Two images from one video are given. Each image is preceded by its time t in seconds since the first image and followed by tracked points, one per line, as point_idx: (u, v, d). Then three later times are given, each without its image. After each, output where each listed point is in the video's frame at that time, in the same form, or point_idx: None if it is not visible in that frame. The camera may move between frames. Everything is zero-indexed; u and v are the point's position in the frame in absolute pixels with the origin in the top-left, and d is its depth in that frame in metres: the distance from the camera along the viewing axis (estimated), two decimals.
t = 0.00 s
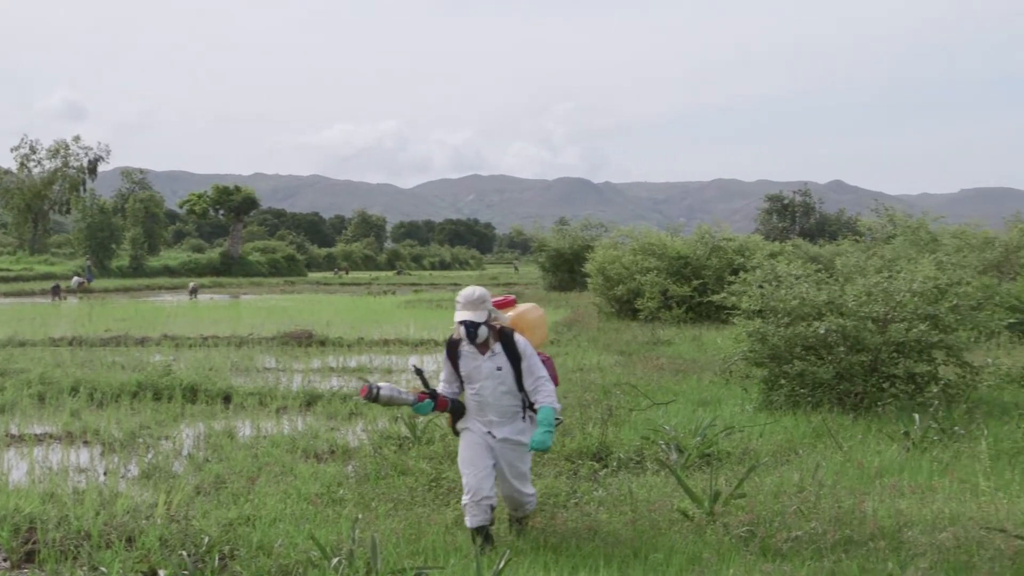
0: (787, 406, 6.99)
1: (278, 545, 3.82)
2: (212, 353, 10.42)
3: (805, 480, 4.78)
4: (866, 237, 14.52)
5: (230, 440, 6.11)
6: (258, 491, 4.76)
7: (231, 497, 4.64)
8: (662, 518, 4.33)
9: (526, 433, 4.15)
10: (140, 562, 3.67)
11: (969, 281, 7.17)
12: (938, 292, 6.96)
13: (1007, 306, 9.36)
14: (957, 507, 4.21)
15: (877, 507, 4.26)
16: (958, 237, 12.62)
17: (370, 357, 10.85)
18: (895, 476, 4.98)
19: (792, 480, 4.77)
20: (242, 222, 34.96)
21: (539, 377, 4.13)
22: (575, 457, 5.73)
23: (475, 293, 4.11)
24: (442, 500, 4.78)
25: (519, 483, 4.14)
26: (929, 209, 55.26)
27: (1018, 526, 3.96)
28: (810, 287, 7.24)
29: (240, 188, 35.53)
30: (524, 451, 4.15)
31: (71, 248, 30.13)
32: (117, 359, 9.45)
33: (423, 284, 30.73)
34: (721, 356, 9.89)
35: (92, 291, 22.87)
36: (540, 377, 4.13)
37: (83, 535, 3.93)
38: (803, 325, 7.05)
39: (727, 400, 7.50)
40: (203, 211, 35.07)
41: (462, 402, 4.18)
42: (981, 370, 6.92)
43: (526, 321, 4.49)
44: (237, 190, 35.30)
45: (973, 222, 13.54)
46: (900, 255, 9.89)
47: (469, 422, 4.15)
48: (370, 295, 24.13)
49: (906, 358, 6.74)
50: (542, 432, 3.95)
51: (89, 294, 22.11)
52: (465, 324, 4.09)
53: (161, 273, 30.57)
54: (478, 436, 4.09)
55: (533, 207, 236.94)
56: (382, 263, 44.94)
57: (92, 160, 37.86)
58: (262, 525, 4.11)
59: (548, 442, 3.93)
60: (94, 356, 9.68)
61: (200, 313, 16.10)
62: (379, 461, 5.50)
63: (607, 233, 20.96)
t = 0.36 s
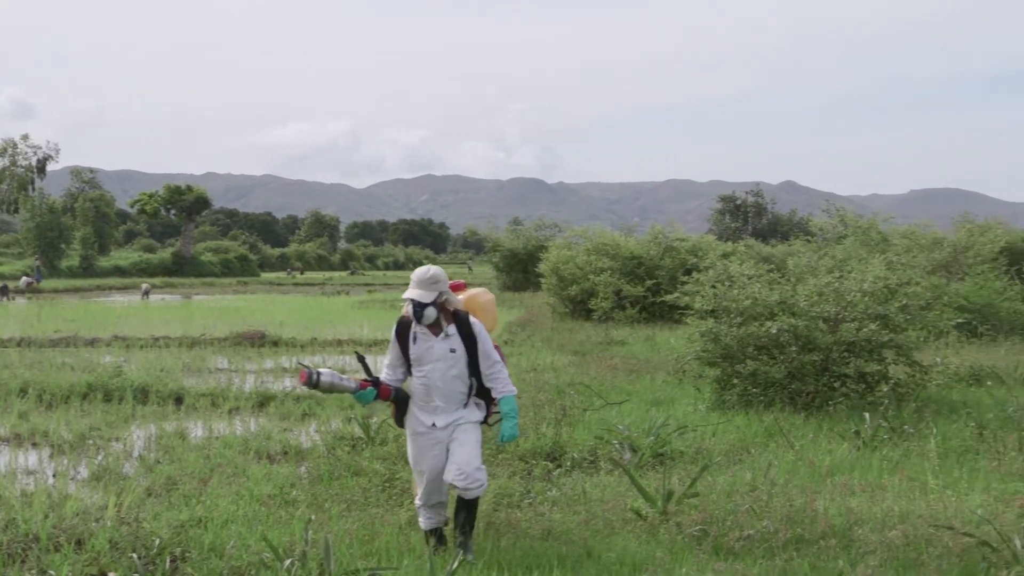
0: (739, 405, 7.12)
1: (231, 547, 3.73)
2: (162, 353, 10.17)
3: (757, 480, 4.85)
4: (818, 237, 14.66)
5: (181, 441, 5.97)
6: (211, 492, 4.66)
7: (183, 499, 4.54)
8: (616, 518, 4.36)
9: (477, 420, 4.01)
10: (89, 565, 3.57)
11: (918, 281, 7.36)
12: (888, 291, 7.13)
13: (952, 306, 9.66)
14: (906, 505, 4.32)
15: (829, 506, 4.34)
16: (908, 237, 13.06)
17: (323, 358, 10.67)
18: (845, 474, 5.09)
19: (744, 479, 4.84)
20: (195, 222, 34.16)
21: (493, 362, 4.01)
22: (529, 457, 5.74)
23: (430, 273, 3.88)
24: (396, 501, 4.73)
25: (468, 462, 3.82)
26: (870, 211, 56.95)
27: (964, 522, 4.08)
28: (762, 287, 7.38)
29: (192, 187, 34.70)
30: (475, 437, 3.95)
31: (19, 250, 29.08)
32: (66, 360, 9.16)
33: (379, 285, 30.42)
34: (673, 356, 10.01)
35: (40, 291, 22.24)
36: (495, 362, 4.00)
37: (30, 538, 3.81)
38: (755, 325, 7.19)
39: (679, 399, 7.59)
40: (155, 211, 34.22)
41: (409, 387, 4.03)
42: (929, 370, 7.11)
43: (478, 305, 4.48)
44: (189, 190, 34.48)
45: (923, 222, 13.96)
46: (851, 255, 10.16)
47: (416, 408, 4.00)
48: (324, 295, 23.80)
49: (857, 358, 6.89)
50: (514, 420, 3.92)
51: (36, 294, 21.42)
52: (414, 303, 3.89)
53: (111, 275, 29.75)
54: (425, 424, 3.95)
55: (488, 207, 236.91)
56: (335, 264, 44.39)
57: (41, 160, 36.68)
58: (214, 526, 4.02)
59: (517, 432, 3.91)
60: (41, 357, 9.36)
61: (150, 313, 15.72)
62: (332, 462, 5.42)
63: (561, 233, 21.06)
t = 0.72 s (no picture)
0: (690, 405, 7.24)
1: (180, 550, 3.67)
2: (110, 354, 9.91)
3: (708, 479, 4.91)
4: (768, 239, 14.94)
5: (130, 444, 5.83)
6: (160, 494, 4.57)
7: (131, 502, 4.44)
8: (567, 518, 4.37)
9: (438, 433, 3.79)
10: (35, 569, 3.50)
11: (866, 282, 7.53)
12: (837, 292, 7.29)
13: (899, 306, 9.93)
14: (855, 504, 4.42)
15: (779, 505, 4.41)
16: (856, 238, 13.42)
17: (274, 359, 10.49)
18: (794, 474, 5.20)
19: (695, 479, 4.90)
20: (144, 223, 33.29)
21: (455, 372, 3.75)
22: (482, 457, 5.73)
23: (388, 276, 3.70)
24: (347, 502, 4.67)
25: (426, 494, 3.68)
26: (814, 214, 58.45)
27: (912, 521, 4.19)
28: (713, 288, 7.49)
29: (141, 186, 33.77)
30: (435, 453, 3.76)
31: None
32: (8, 362, 8.86)
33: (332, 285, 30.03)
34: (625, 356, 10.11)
35: None
36: (457, 372, 3.75)
37: None
38: (706, 325, 7.29)
39: (631, 399, 7.67)
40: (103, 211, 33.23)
41: (368, 396, 3.83)
42: (876, 370, 7.29)
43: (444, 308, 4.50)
44: (139, 190, 33.55)
45: (870, 224, 14.34)
46: (801, 256, 10.40)
47: (375, 418, 3.81)
48: (276, 295, 23.42)
49: (806, 358, 7.03)
50: (475, 434, 3.65)
51: None
52: (370, 307, 3.67)
53: (57, 275, 28.84)
54: (383, 435, 3.76)
55: (440, 207, 235.98)
56: (286, 264, 43.69)
57: None
58: (164, 529, 3.95)
59: (479, 448, 3.63)
60: None
61: (98, 313, 15.37)
62: (284, 463, 5.33)
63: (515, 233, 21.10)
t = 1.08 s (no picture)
0: (648, 405, 7.31)
1: (134, 552, 3.60)
2: (62, 355, 9.65)
3: (665, 479, 4.95)
4: (724, 239, 15.20)
5: (84, 445, 5.69)
6: (114, 496, 4.47)
7: (85, 504, 4.34)
8: (525, 518, 4.36)
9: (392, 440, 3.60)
10: None
11: (821, 282, 7.66)
12: (793, 293, 7.41)
13: (853, 306, 10.17)
14: (811, 503, 4.50)
15: (735, 504, 4.48)
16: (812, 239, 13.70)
17: (231, 360, 10.30)
18: (750, 473, 5.28)
19: (653, 479, 4.93)
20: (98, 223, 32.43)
21: (403, 378, 3.54)
22: (439, 458, 5.71)
23: (337, 276, 3.52)
24: (304, 503, 4.59)
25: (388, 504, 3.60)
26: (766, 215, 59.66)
27: (866, 519, 4.28)
28: (670, 289, 7.57)
29: (95, 186, 32.85)
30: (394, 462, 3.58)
31: None
32: None
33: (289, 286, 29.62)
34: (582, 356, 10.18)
35: None
36: (403, 377, 3.54)
37: None
38: (663, 325, 7.37)
39: (589, 400, 7.72)
40: (57, 211, 32.25)
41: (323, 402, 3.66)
42: (831, 370, 7.43)
43: (402, 313, 4.44)
44: (93, 189, 32.61)
45: (827, 224, 14.66)
46: (758, 257, 10.59)
47: (330, 426, 3.63)
48: (232, 296, 23.02)
49: (763, 358, 7.18)
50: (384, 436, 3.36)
51: None
52: (320, 309, 3.50)
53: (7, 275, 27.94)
54: (337, 443, 3.56)
55: (398, 207, 234.51)
56: (243, 265, 42.98)
57: None
58: (119, 531, 3.87)
59: (383, 447, 3.34)
60: None
61: (51, 313, 15.07)
62: (241, 464, 5.24)
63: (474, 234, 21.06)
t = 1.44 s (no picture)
0: (610, 405, 7.36)
1: (93, 554, 3.53)
2: (18, 356, 9.39)
3: (627, 479, 4.98)
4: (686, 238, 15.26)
5: (42, 447, 5.55)
6: (73, 497, 4.37)
7: (43, 506, 4.24)
8: (488, 518, 4.35)
9: (349, 439, 3.55)
10: None
11: (782, 282, 7.77)
12: (754, 293, 7.51)
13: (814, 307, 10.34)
14: (771, 502, 4.57)
15: (696, 504, 4.52)
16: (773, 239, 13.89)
17: (192, 360, 10.10)
18: (712, 472, 5.35)
19: (614, 479, 4.95)
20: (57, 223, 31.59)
21: (365, 375, 3.52)
22: (402, 458, 5.67)
23: (285, 275, 3.44)
24: (265, 503, 4.52)
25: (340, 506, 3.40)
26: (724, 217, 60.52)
27: (826, 518, 4.34)
28: (632, 288, 7.62)
29: (53, 185, 32.01)
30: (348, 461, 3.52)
31: None
32: None
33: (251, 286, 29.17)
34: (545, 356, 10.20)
35: None
36: (365, 374, 3.52)
37: None
38: (626, 325, 7.41)
39: (551, 399, 7.73)
40: (13, 211, 31.37)
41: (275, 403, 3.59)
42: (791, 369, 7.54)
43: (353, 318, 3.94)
44: (51, 188, 31.78)
45: (787, 225, 14.85)
46: (720, 258, 10.70)
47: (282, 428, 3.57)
48: (193, 296, 22.59)
49: (724, 358, 7.27)
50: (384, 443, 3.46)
51: None
52: (272, 310, 3.44)
53: None
54: (290, 446, 3.51)
55: (362, 207, 232.67)
56: (204, 265, 42.24)
57: None
58: (78, 533, 3.79)
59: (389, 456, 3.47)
60: None
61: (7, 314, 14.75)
62: (201, 465, 5.14)
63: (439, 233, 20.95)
